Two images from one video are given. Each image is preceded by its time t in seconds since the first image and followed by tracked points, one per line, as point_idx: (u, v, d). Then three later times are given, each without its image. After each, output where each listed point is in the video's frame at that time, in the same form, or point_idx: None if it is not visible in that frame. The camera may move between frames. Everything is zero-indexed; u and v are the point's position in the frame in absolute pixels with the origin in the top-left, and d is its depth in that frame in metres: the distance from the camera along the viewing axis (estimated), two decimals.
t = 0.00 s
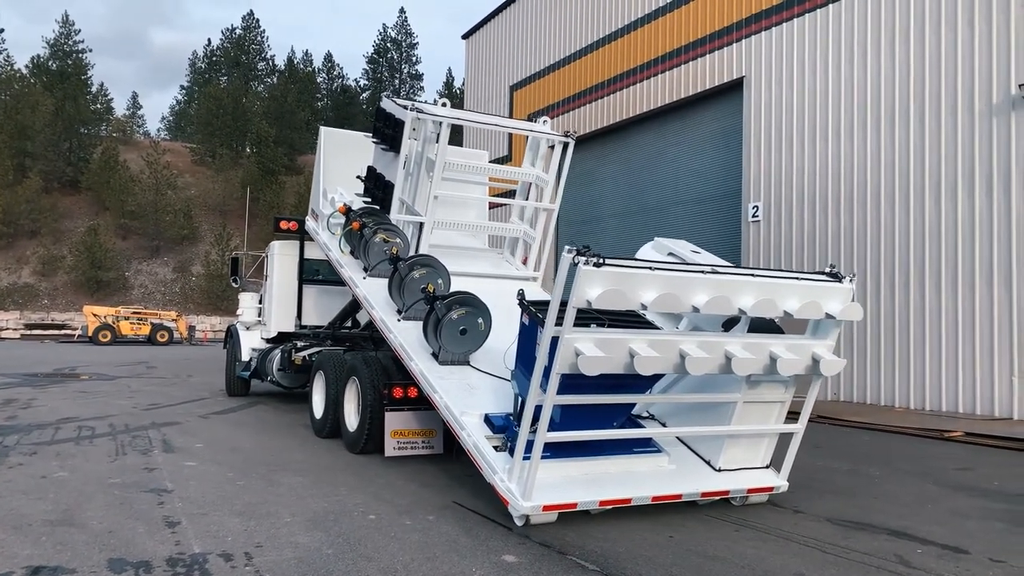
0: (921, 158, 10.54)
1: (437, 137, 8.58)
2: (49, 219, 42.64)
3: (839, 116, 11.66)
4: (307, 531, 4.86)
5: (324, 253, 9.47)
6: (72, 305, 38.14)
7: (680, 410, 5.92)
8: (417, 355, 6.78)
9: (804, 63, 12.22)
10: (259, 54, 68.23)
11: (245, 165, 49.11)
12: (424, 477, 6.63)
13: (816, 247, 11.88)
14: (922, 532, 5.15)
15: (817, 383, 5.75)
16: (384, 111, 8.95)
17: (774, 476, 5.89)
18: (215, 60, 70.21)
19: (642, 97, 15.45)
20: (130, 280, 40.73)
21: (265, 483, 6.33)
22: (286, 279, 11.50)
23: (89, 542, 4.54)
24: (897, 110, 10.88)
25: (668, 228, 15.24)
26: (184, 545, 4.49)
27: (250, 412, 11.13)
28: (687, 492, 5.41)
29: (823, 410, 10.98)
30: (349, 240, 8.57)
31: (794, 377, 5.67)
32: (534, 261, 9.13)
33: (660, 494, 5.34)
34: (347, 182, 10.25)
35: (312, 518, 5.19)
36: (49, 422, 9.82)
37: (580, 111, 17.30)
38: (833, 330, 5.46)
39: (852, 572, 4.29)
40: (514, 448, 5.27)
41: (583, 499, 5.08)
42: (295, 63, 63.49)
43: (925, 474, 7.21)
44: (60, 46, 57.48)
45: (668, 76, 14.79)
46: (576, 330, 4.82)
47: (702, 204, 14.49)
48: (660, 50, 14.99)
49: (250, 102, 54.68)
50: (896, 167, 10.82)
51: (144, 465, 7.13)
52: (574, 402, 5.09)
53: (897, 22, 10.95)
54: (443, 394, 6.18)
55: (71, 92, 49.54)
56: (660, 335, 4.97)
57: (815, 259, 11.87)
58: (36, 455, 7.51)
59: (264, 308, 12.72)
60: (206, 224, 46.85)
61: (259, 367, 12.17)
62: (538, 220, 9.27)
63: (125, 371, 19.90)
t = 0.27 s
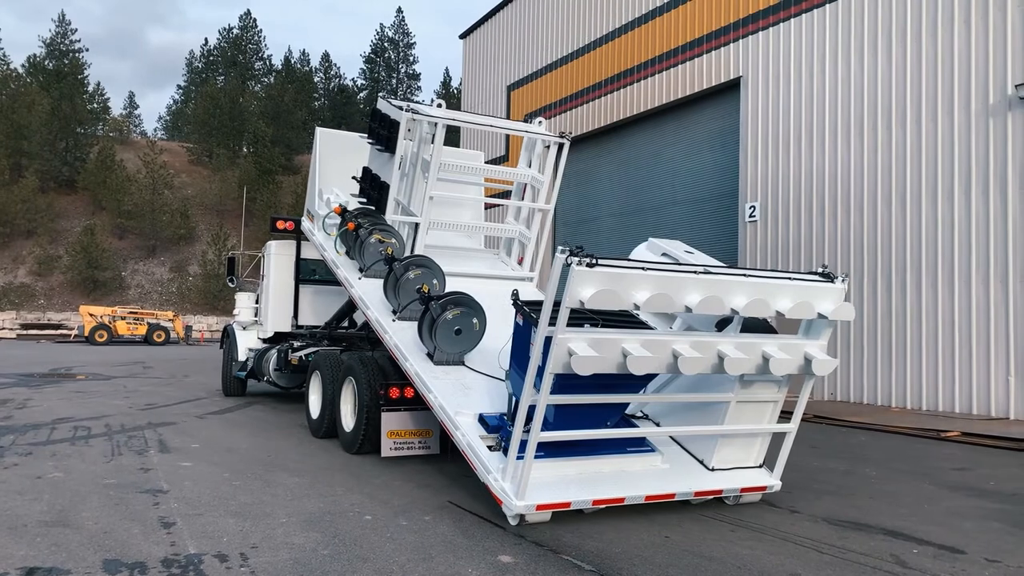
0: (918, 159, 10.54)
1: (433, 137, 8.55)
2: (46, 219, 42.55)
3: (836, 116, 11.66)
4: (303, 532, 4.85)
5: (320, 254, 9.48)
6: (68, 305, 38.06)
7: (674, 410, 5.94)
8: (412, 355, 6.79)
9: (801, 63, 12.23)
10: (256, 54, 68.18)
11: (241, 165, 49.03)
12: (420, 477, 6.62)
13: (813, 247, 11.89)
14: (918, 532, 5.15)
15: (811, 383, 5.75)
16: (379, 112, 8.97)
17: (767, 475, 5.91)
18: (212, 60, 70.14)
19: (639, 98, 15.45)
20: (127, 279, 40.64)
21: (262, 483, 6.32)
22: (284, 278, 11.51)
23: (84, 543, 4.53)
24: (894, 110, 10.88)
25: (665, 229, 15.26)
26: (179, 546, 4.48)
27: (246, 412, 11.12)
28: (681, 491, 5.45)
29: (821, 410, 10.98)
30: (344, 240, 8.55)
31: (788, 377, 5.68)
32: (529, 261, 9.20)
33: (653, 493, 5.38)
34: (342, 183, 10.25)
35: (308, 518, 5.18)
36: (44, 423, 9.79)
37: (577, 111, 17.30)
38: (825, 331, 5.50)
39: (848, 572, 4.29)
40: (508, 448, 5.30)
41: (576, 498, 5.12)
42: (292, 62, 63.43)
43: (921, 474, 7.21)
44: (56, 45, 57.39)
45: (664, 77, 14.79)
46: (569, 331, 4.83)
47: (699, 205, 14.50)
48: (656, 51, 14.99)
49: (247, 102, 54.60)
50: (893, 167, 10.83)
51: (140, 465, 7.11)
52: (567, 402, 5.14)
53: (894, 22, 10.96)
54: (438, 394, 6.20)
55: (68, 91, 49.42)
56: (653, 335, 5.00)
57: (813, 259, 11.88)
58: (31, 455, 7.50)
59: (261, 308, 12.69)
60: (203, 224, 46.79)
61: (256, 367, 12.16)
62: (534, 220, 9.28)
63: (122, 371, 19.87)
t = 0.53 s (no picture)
0: (916, 159, 10.54)
1: (428, 139, 8.47)
2: (43, 218, 42.47)
3: (834, 117, 11.65)
4: (299, 533, 4.83)
5: (316, 254, 9.48)
6: (66, 305, 37.99)
7: (669, 410, 5.94)
8: (407, 356, 6.78)
9: (799, 64, 12.22)
10: (254, 54, 68.14)
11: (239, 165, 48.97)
12: (417, 478, 6.60)
13: (811, 248, 11.89)
14: (915, 533, 5.15)
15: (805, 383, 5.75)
16: (376, 113, 8.99)
17: (761, 476, 5.92)
18: (210, 59, 70.09)
19: (636, 98, 15.45)
20: (124, 279, 40.55)
21: (258, 484, 6.30)
22: (281, 277, 11.49)
23: (79, 544, 4.51)
24: (892, 111, 10.88)
25: (663, 230, 15.26)
26: (175, 547, 4.46)
27: (243, 413, 11.10)
28: (675, 491, 5.46)
29: (819, 410, 10.97)
30: (340, 241, 8.56)
31: (781, 377, 5.69)
32: (525, 262, 9.20)
33: (648, 493, 5.39)
34: (339, 184, 10.24)
35: (304, 519, 5.16)
36: (40, 423, 9.75)
37: (575, 111, 17.30)
38: (820, 331, 5.51)
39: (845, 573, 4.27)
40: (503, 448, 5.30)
41: (571, 498, 5.13)
42: (290, 62, 63.39)
43: (918, 475, 7.21)
44: (54, 44, 57.33)
45: (662, 77, 14.79)
46: (563, 331, 4.85)
47: (697, 206, 14.50)
48: (654, 51, 14.99)
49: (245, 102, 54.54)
50: (890, 168, 10.83)
51: (136, 465, 7.09)
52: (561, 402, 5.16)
53: (892, 23, 10.96)
54: (433, 394, 6.19)
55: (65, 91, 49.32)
56: (647, 335, 5.01)
57: (810, 260, 11.88)
58: (27, 455, 7.47)
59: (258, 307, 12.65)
60: (201, 224, 46.73)
61: (253, 367, 12.13)
62: (529, 220, 9.24)
63: (119, 370, 19.83)
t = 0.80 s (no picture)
0: (918, 157, 10.48)
1: (428, 136, 8.48)
2: (43, 217, 42.43)
3: (836, 115, 11.60)
4: (298, 531, 4.78)
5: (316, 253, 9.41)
6: (66, 304, 37.95)
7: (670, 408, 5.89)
8: (407, 354, 6.74)
9: (802, 61, 12.16)
10: (255, 53, 68.14)
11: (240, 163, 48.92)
12: (417, 477, 6.55)
13: (813, 246, 11.83)
14: (921, 532, 5.09)
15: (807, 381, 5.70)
16: (375, 111, 8.91)
17: (763, 474, 5.87)
18: (211, 58, 70.06)
19: (637, 97, 15.39)
20: (124, 278, 40.54)
21: (257, 482, 6.25)
22: (281, 274, 11.46)
23: (75, 542, 4.46)
24: (895, 109, 10.82)
25: (664, 228, 15.20)
26: (172, 546, 4.41)
27: (243, 411, 11.05)
28: (676, 490, 5.42)
29: (821, 409, 10.92)
30: (339, 239, 8.51)
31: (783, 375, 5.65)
32: (526, 260, 9.12)
33: (649, 492, 5.35)
34: (339, 183, 10.19)
35: (303, 518, 5.11)
36: (39, 421, 9.70)
37: (576, 110, 17.25)
38: (822, 329, 5.44)
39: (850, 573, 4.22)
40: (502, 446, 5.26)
41: (570, 497, 5.11)
42: (291, 61, 63.34)
43: (922, 474, 7.15)
44: (55, 43, 57.31)
45: (663, 75, 14.73)
46: (563, 327, 4.84)
47: (698, 205, 14.44)
48: (655, 50, 14.93)
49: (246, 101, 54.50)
50: (893, 166, 10.77)
51: (134, 464, 7.04)
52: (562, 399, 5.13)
53: (895, 21, 10.90)
54: (432, 392, 6.16)
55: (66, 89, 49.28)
56: (647, 332, 4.98)
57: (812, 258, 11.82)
58: (25, 453, 7.42)
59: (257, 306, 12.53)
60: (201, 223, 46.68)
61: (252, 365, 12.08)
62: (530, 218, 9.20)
63: (119, 369, 19.78)
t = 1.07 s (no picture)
0: (928, 149, 10.34)
1: (433, 124, 8.38)
2: (46, 211, 42.35)
3: (844, 107, 11.45)
4: (301, 526, 4.65)
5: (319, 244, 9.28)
6: (68, 298, 37.89)
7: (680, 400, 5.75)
8: (411, 345, 6.62)
9: (810, 52, 11.99)
10: (257, 47, 67.97)
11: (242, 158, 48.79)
12: (423, 470, 6.42)
13: (821, 238, 11.67)
14: (941, 528, 4.96)
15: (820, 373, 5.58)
16: (379, 99, 8.79)
17: (775, 468, 5.76)
18: (213, 53, 69.93)
19: (642, 89, 15.22)
20: (127, 272, 40.46)
21: (260, 476, 6.12)
22: (283, 265, 11.26)
23: (72, 536, 4.34)
24: (906, 100, 10.65)
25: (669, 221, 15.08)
26: (172, 540, 4.29)
27: (245, 404, 10.94)
28: (686, 484, 5.32)
29: (829, 404, 10.78)
30: (343, 229, 8.38)
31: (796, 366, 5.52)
32: (531, 251, 8.98)
33: (659, 485, 5.24)
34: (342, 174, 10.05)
35: (307, 512, 4.99)
36: (39, 414, 9.59)
37: (580, 103, 17.08)
38: (837, 319, 5.29)
39: (871, 570, 4.08)
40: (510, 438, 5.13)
41: (579, 490, 5.01)
42: (294, 56, 63.15)
43: (937, 469, 7.02)
44: (57, 38, 57.21)
45: (669, 68, 14.56)
46: (573, 316, 4.70)
47: (704, 197, 14.29)
48: (660, 42, 14.76)
49: (248, 95, 54.35)
50: (904, 158, 10.60)
51: (135, 457, 6.92)
52: (571, 390, 5.00)
53: (905, 11, 10.72)
54: (437, 384, 6.05)
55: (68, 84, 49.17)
56: (659, 322, 4.85)
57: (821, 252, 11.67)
58: (24, 446, 7.30)
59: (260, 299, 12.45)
60: (203, 218, 46.57)
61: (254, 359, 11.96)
62: (536, 208, 9.08)
63: (121, 363, 19.66)
